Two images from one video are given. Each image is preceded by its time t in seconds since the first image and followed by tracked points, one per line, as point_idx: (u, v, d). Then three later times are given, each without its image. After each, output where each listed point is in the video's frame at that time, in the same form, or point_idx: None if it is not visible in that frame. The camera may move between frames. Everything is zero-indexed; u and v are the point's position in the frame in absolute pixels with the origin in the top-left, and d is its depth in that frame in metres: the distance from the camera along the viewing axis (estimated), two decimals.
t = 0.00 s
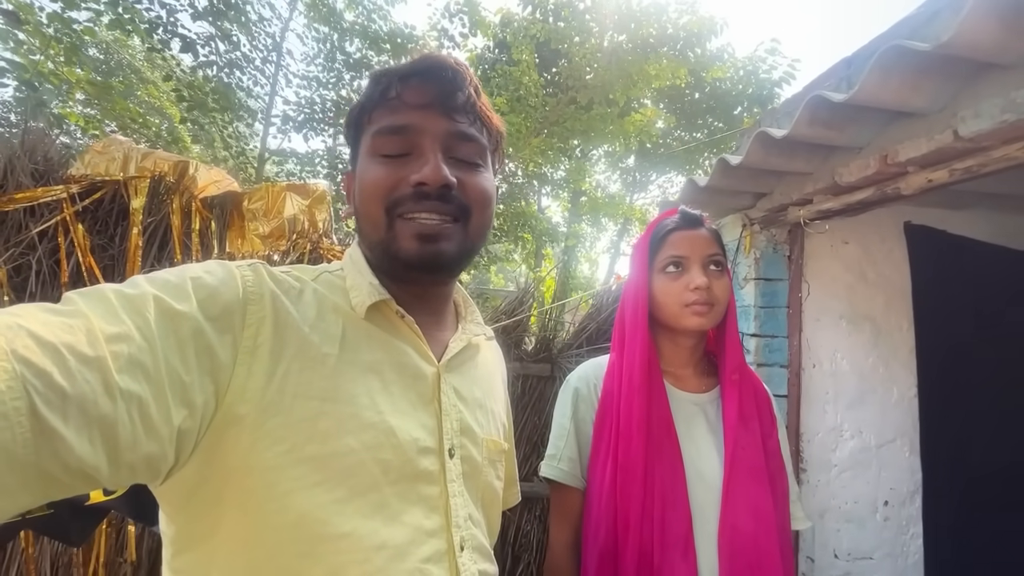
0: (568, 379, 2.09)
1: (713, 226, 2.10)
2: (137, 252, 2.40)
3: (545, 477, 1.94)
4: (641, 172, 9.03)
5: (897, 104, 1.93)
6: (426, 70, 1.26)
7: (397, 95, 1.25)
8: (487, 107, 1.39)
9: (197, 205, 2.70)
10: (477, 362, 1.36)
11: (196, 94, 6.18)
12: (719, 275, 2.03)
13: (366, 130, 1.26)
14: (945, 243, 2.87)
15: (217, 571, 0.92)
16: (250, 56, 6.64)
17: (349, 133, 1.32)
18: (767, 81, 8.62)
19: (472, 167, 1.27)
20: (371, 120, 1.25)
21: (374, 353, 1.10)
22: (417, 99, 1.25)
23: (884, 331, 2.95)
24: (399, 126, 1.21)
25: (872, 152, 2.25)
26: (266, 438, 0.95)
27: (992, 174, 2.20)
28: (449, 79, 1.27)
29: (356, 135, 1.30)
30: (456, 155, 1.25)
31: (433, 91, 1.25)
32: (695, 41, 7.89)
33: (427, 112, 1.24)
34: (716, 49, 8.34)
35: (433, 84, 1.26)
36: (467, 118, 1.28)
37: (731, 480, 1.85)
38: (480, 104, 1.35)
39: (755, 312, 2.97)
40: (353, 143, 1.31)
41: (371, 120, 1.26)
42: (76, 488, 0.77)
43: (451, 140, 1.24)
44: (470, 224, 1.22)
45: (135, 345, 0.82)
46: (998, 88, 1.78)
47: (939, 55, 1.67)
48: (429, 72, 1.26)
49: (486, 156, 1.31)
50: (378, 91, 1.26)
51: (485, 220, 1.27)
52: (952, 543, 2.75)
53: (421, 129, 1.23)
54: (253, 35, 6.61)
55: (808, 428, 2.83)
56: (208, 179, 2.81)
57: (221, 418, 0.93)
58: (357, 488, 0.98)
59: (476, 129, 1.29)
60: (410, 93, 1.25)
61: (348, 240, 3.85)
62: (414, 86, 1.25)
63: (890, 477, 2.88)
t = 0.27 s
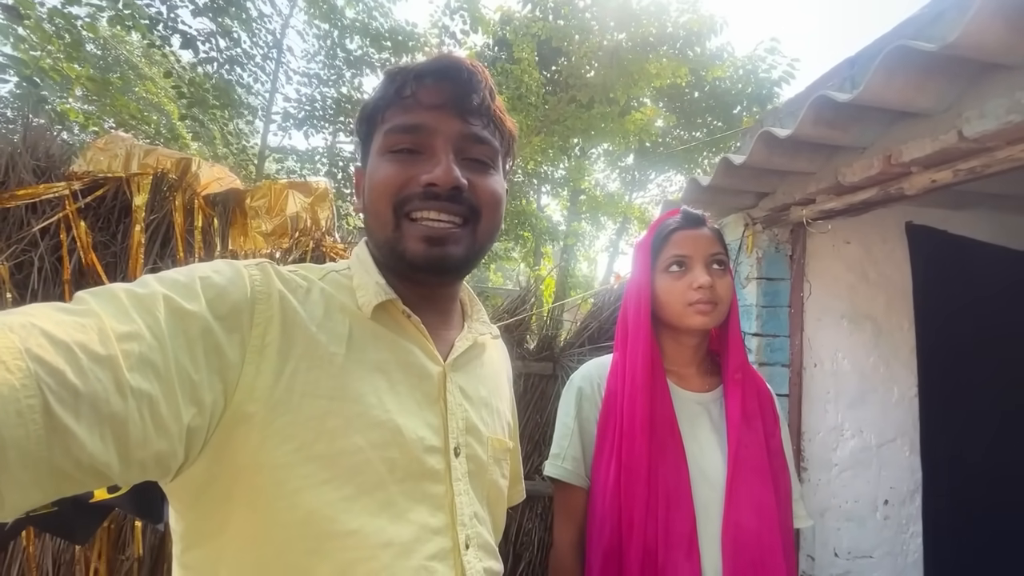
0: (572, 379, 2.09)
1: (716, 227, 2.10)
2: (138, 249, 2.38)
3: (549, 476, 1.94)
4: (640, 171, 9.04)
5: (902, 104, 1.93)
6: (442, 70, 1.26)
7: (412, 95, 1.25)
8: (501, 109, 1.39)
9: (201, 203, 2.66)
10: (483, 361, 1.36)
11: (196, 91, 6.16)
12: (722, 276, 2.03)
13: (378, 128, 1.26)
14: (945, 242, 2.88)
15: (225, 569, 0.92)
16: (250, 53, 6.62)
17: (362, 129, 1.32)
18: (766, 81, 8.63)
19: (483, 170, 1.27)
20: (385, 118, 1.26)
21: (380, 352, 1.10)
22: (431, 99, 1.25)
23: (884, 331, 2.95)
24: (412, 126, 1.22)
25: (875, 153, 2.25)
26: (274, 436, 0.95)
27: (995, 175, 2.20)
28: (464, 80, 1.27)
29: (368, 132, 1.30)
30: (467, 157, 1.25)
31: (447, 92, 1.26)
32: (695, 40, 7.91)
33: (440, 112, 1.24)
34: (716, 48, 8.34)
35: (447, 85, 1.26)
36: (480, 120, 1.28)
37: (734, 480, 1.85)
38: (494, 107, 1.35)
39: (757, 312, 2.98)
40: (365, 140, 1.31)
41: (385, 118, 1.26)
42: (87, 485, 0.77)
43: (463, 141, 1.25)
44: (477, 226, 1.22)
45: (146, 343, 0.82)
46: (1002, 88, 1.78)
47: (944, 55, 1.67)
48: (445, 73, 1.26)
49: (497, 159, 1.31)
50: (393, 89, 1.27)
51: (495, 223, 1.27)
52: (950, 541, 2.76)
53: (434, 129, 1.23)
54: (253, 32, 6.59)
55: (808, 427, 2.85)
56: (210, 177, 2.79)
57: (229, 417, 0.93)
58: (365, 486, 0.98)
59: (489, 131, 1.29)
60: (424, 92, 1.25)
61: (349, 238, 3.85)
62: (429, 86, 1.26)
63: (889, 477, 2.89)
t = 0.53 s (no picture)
0: (575, 380, 2.10)
1: (715, 227, 2.10)
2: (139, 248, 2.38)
3: (552, 478, 1.94)
4: (639, 170, 9.04)
5: (907, 105, 1.93)
6: (441, 67, 1.26)
7: (412, 94, 1.25)
8: (500, 107, 1.38)
9: (202, 202, 2.66)
10: (487, 361, 1.35)
11: (195, 88, 6.14)
12: (722, 275, 2.03)
13: (379, 128, 1.26)
14: (946, 242, 2.86)
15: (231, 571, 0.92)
16: (249, 50, 6.59)
17: (362, 131, 1.32)
18: (765, 80, 8.64)
19: (485, 165, 1.27)
20: (386, 118, 1.25)
21: (384, 353, 1.09)
22: (432, 97, 1.24)
23: (885, 331, 2.96)
24: (414, 124, 1.21)
25: (879, 154, 2.25)
26: (280, 437, 0.94)
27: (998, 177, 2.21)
28: (464, 77, 1.27)
29: (369, 134, 1.30)
30: (469, 153, 1.25)
31: (448, 90, 1.25)
32: (695, 39, 7.98)
33: (442, 110, 1.24)
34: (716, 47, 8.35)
35: (448, 82, 1.25)
36: (480, 116, 1.28)
37: (739, 481, 1.85)
38: (493, 103, 1.35)
39: (758, 312, 2.99)
40: (366, 143, 1.31)
41: (386, 119, 1.26)
42: (95, 486, 0.76)
43: (465, 138, 1.24)
44: (482, 221, 1.22)
45: (153, 346, 0.81)
46: (1008, 90, 1.78)
47: (951, 57, 1.67)
48: (444, 69, 1.26)
49: (498, 154, 1.31)
50: (393, 89, 1.26)
51: (498, 216, 1.26)
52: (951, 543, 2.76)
53: (436, 127, 1.23)
54: (253, 30, 6.56)
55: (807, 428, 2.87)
56: (212, 175, 2.78)
57: (235, 419, 0.93)
58: (369, 486, 0.98)
59: (490, 127, 1.29)
60: (425, 92, 1.25)
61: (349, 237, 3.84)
62: (429, 85, 1.25)
63: (890, 477, 2.89)
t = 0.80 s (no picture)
0: (578, 381, 2.09)
1: (716, 227, 2.09)
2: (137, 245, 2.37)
3: (555, 480, 1.94)
4: (637, 169, 9.04)
5: (913, 106, 1.93)
6: (448, 65, 1.25)
7: (420, 92, 1.24)
8: (506, 107, 1.38)
9: (201, 198, 2.63)
10: (491, 360, 1.34)
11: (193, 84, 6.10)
12: (723, 275, 2.02)
13: (387, 126, 1.25)
14: (946, 244, 2.89)
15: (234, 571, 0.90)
16: (248, 46, 6.55)
17: (368, 132, 1.31)
18: (764, 79, 8.64)
19: (492, 162, 1.26)
20: (393, 116, 1.24)
21: (387, 352, 1.08)
22: (440, 94, 1.24)
23: (885, 332, 2.95)
24: (422, 120, 1.20)
25: (884, 155, 2.25)
26: (283, 436, 0.93)
27: (1003, 178, 2.20)
28: (470, 75, 1.26)
29: (375, 134, 1.29)
30: (477, 149, 1.24)
31: (456, 88, 1.25)
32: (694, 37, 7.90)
33: (450, 106, 1.23)
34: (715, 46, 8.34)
35: (456, 80, 1.25)
36: (487, 113, 1.27)
37: (742, 482, 1.85)
38: (500, 102, 1.34)
39: (759, 313, 2.97)
40: (372, 142, 1.30)
41: (393, 117, 1.25)
42: (97, 486, 0.75)
43: (473, 135, 1.23)
44: (490, 216, 1.20)
45: (155, 344, 0.80)
46: (1016, 90, 1.78)
47: (958, 57, 1.67)
48: (450, 67, 1.25)
49: (504, 152, 1.30)
50: (400, 88, 1.26)
51: (505, 214, 1.25)
52: (951, 542, 2.79)
53: (444, 123, 1.22)
54: (251, 26, 6.52)
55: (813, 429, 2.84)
56: (210, 171, 2.76)
57: (238, 418, 0.92)
58: (373, 485, 0.97)
59: (497, 125, 1.28)
60: (433, 89, 1.24)
61: (348, 235, 3.82)
62: (436, 83, 1.25)
63: (890, 478, 2.89)
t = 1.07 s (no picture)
0: (574, 386, 2.09)
1: (707, 229, 2.09)
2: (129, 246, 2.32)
3: (551, 483, 1.94)
4: (634, 169, 9.04)
5: (909, 112, 1.93)
6: (433, 66, 1.24)
7: (408, 95, 1.23)
8: (493, 108, 1.37)
9: (194, 199, 2.60)
10: (487, 368, 1.33)
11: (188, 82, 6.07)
12: (716, 278, 2.02)
13: (376, 130, 1.24)
14: (943, 248, 2.92)
15: None
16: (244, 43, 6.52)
17: (357, 139, 1.30)
18: (761, 81, 8.66)
19: (483, 161, 1.25)
20: (382, 120, 1.23)
21: (383, 359, 1.07)
22: (428, 95, 1.23)
23: (881, 335, 2.96)
24: (411, 121, 1.20)
25: (880, 159, 2.26)
26: (277, 443, 0.93)
27: (998, 184, 2.21)
28: (456, 75, 1.26)
29: (364, 140, 1.28)
30: (467, 148, 1.23)
31: (443, 88, 1.24)
32: (691, 38, 7.86)
33: (439, 107, 1.23)
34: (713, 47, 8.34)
35: (442, 80, 1.24)
36: (475, 112, 1.27)
37: (736, 489, 1.84)
38: (486, 101, 1.34)
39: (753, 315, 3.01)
40: (362, 147, 1.28)
41: (382, 121, 1.24)
42: (89, 494, 0.74)
43: (463, 134, 1.23)
44: (485, 214, 1.19)
45: (149, 351, 0.79)
46: (1012, 97, 1.78)
47: (956, 63, 1.67)
48: (436, 68, 1.24)
49: (494, 150, 1.29)
50: (387, 93, 1.25)
51: (499, 211, 1.24)
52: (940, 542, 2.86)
53: (433, 124, 1.21)
54: (248, 24, 6.49)
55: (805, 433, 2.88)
56: (204, 171, 2.75)
57: (232, 424, 0.91)
58: (367, 494, 0.96)
59: (486, 124, 1.28)
60: (421, 91, 1.23)
61: (345, 236, 3.81)
62: (423, 85, 1.24)
63: (884, 481, 2.90)
